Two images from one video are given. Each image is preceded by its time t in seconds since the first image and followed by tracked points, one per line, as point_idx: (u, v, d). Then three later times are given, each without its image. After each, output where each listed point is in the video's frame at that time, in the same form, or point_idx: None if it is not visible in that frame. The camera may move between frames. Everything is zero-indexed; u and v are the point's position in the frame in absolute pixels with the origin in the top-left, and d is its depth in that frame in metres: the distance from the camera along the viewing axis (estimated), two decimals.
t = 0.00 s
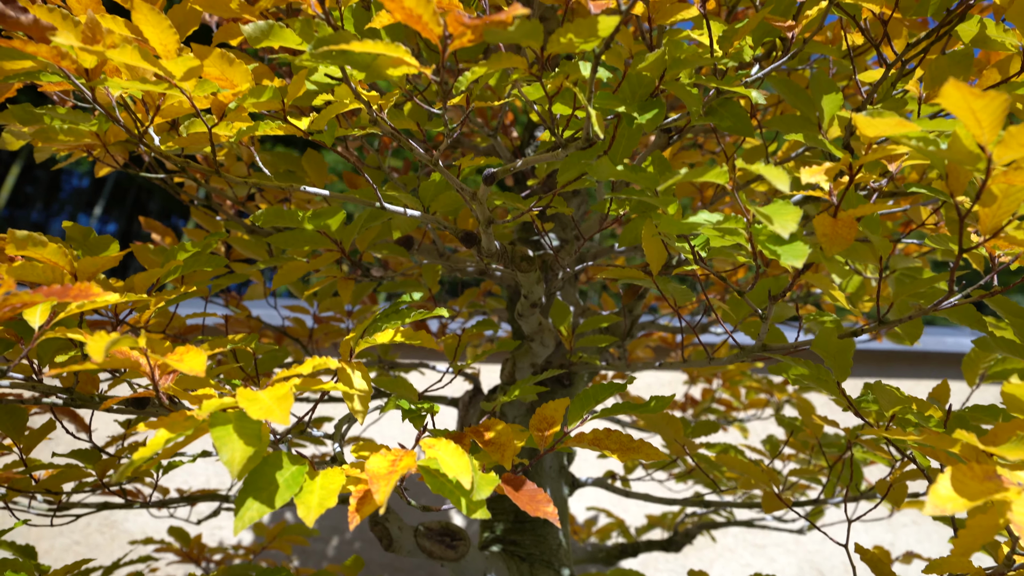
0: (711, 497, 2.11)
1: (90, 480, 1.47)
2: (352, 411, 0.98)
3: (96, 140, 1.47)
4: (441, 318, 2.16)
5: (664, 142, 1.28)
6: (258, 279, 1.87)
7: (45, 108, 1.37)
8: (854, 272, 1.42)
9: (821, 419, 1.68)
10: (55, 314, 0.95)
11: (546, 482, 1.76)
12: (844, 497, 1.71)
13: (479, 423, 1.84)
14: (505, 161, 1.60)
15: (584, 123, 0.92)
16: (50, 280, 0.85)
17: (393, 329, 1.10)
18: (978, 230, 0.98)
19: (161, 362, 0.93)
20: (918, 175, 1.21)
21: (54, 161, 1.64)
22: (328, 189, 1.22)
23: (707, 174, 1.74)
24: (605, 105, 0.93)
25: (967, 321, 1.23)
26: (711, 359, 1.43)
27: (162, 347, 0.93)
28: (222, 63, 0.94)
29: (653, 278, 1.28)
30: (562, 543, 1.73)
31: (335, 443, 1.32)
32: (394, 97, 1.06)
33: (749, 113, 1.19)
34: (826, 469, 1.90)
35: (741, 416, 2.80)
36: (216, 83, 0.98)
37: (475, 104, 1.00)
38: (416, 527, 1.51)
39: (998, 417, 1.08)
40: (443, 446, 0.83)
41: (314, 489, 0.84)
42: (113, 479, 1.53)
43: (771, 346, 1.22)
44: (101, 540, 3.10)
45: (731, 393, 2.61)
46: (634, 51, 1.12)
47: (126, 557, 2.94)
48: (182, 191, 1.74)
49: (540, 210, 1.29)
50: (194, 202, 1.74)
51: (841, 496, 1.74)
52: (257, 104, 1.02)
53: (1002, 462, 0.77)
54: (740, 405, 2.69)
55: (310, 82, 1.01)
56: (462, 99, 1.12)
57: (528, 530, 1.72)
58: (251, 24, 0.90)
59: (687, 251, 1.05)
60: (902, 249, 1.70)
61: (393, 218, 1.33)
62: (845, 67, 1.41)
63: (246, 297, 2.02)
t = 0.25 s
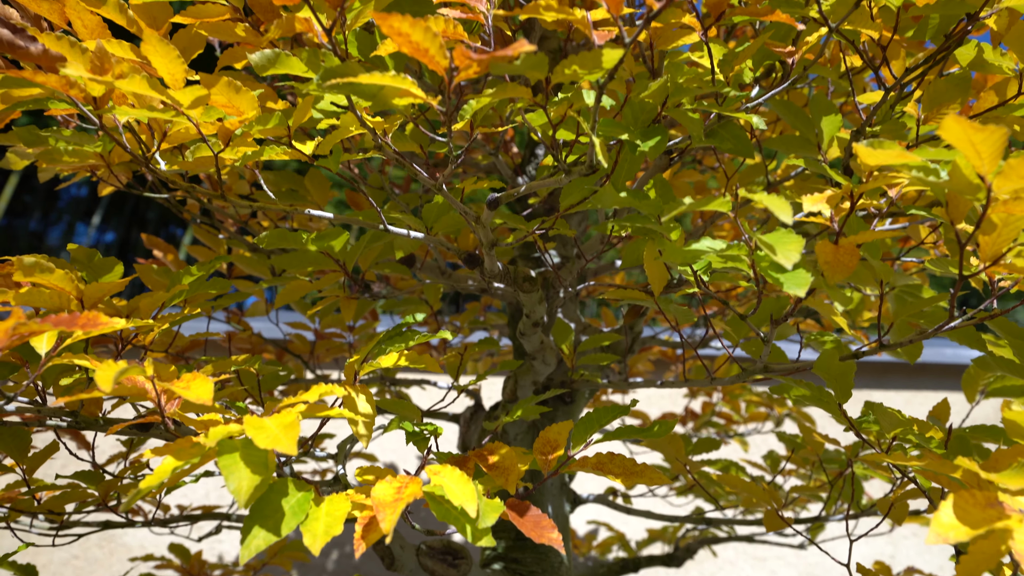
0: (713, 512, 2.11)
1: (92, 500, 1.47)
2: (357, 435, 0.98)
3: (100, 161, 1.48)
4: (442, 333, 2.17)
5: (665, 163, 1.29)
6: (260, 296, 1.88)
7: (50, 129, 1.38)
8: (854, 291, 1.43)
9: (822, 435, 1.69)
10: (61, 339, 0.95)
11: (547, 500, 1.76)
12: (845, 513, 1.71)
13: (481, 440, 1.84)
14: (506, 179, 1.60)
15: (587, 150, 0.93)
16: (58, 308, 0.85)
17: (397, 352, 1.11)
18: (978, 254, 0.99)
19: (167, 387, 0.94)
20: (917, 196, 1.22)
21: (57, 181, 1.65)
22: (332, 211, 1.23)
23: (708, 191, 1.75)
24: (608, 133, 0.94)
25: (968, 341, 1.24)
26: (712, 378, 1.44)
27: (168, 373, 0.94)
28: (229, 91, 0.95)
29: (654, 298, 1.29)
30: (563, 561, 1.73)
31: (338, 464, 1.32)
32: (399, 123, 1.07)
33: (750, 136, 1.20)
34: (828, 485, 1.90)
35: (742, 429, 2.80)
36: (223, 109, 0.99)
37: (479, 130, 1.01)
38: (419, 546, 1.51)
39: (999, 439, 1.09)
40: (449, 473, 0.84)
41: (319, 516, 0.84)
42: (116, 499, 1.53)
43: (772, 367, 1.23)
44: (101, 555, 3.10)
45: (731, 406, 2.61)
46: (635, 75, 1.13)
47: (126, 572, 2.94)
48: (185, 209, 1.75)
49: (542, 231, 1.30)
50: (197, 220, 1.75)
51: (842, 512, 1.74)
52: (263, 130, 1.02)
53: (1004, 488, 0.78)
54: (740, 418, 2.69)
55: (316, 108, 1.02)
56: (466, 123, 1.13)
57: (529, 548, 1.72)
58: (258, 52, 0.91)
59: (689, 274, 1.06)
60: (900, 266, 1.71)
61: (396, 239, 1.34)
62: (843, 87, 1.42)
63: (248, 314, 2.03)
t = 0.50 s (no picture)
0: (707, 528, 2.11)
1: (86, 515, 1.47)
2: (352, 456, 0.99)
3: (99, 177, 1.48)
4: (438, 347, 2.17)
5: (660, 184, 1.30)
6: (257, 310, 1.88)
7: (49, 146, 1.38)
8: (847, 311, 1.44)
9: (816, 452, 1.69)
10: (58, 359, 0.96)
11: (542, 516, 1.77)
12: (839, 530, 1.72)
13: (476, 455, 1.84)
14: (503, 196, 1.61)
15: (583, 174, 0.94)
16: (56, 329, 0.86)
17: (392, 372, 1.11)
18: (969, 278, 1.00)
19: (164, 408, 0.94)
20: (908, 218, 1.23)
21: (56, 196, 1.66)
22: (329, 230, 1.23)
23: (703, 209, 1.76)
24: (604, 157, 0.95)
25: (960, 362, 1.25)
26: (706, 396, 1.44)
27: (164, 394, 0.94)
28: (228, 114, 0.96)
29: (649, 318, 1.30)
30: None
31: (333, 481, 1.33)
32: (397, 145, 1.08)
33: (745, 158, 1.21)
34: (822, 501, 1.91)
35: (737, 443, 2.80)
36: (222, 132, 1.00)
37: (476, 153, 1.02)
38: (413, 563, 1.51)
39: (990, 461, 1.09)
40: (443, 496, 0.85)
41: (314, 539, 0.84)
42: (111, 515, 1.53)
43: (766, 387, 1.24)
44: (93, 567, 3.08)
45: (725, 420, 2.62)
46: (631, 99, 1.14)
47: None
48: (183, 224, 1.75)
49: (538, 250, 1.31)
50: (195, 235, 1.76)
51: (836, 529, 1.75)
52: (262, 151, 1.03)
53: (993, 514, 0.78)
54: (735, 432, 2.69)
55: (314, 131, 1.03)
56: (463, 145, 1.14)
57: (523, 565, 1.72)
58: (258, 75, 0.92)
59: (683, 296, 1.07)
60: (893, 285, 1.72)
61: (393, 257, 1.35)
62: (837, 108, 1.44)
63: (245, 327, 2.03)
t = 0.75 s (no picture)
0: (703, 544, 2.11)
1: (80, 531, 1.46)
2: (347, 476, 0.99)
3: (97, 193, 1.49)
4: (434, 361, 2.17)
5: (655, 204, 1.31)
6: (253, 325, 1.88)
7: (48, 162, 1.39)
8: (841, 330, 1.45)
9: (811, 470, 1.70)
10: (55, 379, 0.96)
11: (537, 532, 1.76)
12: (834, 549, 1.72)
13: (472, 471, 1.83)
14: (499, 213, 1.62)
15: (579, 198, 0.95)
16: (53, 349, 0.86)
17: (389, 391, 1.11)
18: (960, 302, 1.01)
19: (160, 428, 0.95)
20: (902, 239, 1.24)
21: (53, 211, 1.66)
22: (327, 248, 1.24)
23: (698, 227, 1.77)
24: (600, 181, 0.96)
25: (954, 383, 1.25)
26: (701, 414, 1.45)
27: (161, 414, 0.94)
28: (228, 135, 0.96)
29: (645, 337, 1.30)
30: None
31: (328, 498, 1.32)
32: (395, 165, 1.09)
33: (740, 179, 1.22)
34: (817, 519, 1.91)
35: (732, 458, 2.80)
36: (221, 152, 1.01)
37: (473, 175, 1.03)
38: None
39: (984, 483, 1.10)
40: (438, 519, 0.85)
41: (309, 561, 0.85)
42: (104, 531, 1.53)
43: (761, 407, 1.24)
44: None
45: (721, 434, 2.62)
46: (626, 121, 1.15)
47: None
48: (180, 239, 1.76)
49: (534, 269, 1.31)
50: (192, 250, 1.76)
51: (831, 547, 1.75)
52: (261, 171, 1.04)
53: (986, 539, 0.79)
54: (730, 447, 2.70)
55: (312, 152, 1.04)
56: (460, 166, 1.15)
57: None
58: (256, 98, 0.93)
59: (678, 317, 1.08)
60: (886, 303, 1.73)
61: (390, 275, 1.35)
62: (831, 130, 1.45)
63: (241, 341, 2.03)
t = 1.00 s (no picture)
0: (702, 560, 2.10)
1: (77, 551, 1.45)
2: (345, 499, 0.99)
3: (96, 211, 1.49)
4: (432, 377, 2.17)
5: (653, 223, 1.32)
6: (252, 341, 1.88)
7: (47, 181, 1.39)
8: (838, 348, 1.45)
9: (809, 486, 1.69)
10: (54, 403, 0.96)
11: (535, 550, 1.76)
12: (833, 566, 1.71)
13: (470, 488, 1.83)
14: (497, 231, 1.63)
15: (577, 221, 0.95)
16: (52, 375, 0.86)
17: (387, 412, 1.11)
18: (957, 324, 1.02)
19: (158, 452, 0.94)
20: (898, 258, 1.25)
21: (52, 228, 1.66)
22: (325, 269, 1.24)
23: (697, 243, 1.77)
24: (598, 204, 0.96)
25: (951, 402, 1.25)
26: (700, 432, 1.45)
27: (159, 438, 0.94)
28: (227, 159, 0.97)
29: (643, 356, 1.30)
30: None
31: (326, 518, 1.32)
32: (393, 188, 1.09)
33: (737, 199, 1.23)
34: (816, 534, 1.91)
35: (731, 472, 2.80)
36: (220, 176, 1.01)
37: (471, 198, 1.04)
38: None
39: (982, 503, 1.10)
40: (436, 543, 0.85)
41: None
42: (102, 551, 1.52)
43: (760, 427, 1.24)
44: None
45: (720, 448, 2.61)
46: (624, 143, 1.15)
47: None
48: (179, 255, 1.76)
49: (533, 289, 1.32)
50: (190, 266, 1.76)
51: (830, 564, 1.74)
52: (260, 194, 1.05)
53: (984, 564, 0.79)
54: (729, 461, 2.69)
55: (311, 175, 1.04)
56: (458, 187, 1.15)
57: None
58: (256, 122, 0.93)
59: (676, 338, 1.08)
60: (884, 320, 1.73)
61: (388, 294, 1.35)
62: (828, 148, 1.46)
63: (239, 356, 2.03)
